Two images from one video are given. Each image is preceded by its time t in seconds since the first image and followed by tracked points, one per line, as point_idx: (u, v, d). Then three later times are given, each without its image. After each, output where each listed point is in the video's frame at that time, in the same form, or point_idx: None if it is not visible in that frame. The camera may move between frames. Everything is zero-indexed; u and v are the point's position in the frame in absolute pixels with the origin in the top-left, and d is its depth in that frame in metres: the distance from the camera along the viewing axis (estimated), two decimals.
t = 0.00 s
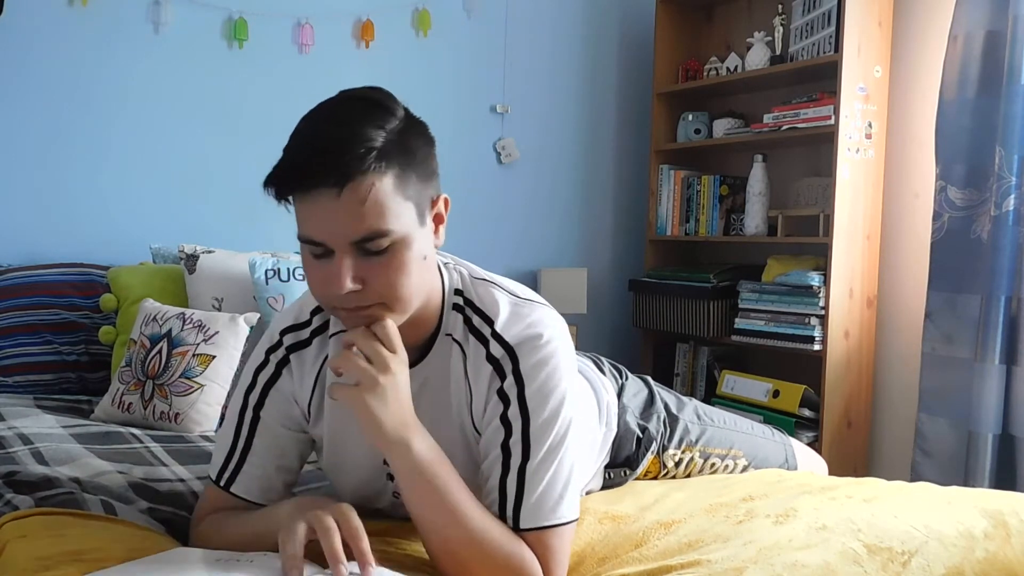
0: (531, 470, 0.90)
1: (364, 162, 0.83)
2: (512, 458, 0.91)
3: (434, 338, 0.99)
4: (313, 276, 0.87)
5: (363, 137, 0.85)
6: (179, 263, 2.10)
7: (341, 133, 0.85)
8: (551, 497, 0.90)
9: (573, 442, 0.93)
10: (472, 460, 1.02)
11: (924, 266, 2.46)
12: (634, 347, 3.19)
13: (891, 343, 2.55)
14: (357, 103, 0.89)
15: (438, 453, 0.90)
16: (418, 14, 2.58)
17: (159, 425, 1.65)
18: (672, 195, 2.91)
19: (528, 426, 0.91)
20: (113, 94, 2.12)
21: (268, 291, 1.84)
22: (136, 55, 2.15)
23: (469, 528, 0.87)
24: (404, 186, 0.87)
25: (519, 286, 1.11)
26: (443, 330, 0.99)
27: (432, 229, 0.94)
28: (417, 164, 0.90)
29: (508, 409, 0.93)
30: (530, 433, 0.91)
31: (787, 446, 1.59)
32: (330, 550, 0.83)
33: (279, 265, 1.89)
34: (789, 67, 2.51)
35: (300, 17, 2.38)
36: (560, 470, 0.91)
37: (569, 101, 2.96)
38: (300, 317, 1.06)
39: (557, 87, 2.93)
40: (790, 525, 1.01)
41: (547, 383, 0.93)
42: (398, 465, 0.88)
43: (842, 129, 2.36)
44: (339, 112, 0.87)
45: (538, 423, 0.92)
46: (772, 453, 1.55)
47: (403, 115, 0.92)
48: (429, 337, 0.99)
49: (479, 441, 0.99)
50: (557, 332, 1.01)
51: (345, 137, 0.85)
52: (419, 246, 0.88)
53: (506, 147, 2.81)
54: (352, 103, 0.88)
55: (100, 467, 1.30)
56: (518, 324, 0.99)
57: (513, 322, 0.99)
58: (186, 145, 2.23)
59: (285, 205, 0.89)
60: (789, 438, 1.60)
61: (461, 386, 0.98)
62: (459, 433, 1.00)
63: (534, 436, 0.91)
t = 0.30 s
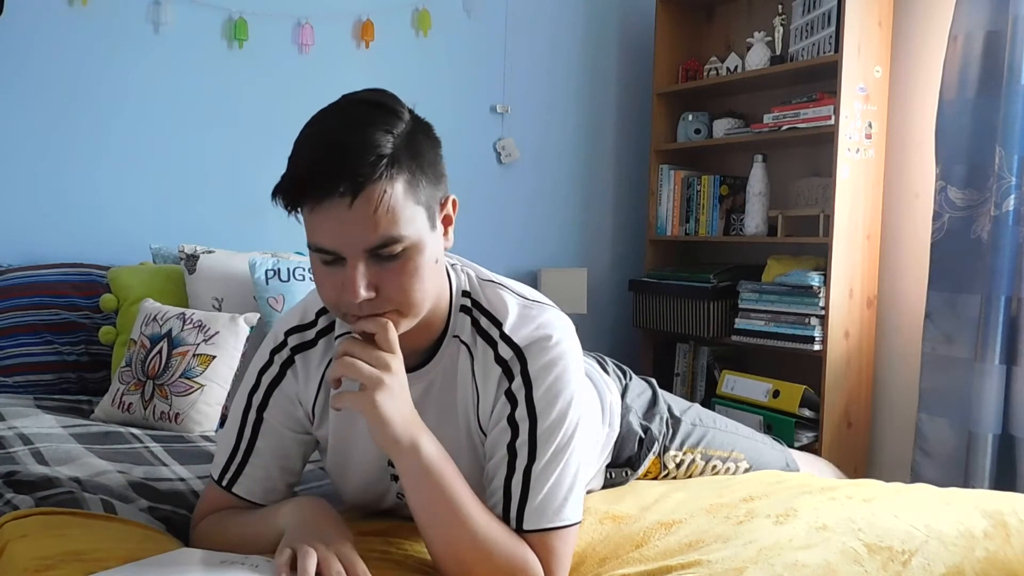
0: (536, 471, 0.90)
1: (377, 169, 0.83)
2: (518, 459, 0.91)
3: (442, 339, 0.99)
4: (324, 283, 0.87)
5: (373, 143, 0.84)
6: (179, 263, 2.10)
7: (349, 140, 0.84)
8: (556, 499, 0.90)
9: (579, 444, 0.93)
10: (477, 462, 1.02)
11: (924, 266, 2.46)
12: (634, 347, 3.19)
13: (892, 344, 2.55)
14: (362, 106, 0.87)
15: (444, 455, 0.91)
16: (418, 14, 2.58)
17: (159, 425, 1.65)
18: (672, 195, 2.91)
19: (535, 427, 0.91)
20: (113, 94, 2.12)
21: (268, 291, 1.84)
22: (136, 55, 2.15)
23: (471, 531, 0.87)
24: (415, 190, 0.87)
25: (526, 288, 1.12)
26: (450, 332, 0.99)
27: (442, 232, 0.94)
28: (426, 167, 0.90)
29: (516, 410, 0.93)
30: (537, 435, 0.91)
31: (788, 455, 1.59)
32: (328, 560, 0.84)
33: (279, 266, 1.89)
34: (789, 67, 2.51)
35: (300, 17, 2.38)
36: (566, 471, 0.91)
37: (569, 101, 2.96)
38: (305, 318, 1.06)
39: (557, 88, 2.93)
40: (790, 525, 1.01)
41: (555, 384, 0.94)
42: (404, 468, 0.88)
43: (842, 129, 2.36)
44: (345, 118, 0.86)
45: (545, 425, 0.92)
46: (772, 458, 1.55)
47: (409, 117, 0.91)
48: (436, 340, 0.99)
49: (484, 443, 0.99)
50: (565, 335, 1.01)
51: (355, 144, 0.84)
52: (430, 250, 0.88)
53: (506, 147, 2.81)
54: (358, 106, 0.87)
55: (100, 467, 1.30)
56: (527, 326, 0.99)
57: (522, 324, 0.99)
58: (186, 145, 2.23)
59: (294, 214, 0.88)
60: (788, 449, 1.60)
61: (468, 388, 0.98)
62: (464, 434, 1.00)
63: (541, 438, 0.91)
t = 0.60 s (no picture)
0: (534, 473, 0.90)
1: (376, 180, 0.82)
2: (516, 461, 0.91)
3: (440, 342, 0.98)
4: (323, 292, 0.87)
5: (372, 154, 0.83)
6: (179, 263, 2.10)
7: (347, 151, 0.83)
8: (554, 500, 0.90)
9: (577, 445, 0.93)
10: (475, 464, 1.01)
11: (924, 266, 2.46)
12: (634, 347, 3.19)
13: (892, 344, 2.55)
14: (359, 116, 0.86)
15: (439, 458, 0.91)
16: (418, 14, 2.58)
17: (159, 425, 1.65)
18: (672, 195, 2.91)
19: (533, 429, 0.91)
20: (113, 94, 2.12)
21: (269, 291, 1.84)
22: (136, 55, 2.15)
23: (469, 534, 0.87)
24: (413, 199, 0.86)
25: (526, 290, 1.12)
26: (448, 335, 0.99)
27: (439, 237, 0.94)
28: (424, 176, 0.89)
29: (513, 413, 0.93)
30: (535, 437, 0.91)
31: (791, 458, 1.58)
32: (328, 558, 0.84)
33: (279, 265, 1.89)
34: (789, 66, 2.51)
35: (300, 17, 2.38)
36: (564, 472, 0.91)
37: (569, 101, 2.96)
38: (303, 319, 1.06)
39: (556, 88, 2.93)
40: (790, 526, 1.01)
41: (553, 386, 0.94)
42: (400, 471, 0.88)
43: (842, 129, 2.36)
44: (343, 128, 0.85)
45: (542, 427, 0.92)
46: (773, 458, 1.54)
47: (406, 125, 0.90)
48: (434, 343, 0.98)
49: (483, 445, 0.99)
50: (564, 337, 1.01)
51: (353, 156, 0.83)
52: (429, 257, 0.88)
53: (506, 147, 2.81)
54: (355, 116, 0.86)
55: (100, 467, 1.30)
56: (525, 328, 0.99)
57: (520, 326, 0.99)
58: (186, 145, 2.23)
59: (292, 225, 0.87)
60: (792, 451, 1.59)
61: (466, 390, 0.98)
62: (463, 437, 1.00)
63: (539, 439, 0.91)
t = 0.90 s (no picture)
0: (532, 472, 0.90)
1: (360, 186, 0.81)
2: (513, 461, 0.91)
3: (436, 343, 0.98)
4: (315, 297, 0.87)
5: (356, 158, 0.83)
6: (179, 263, 2.10)
7: (331, 156, 0.82)
8: (552, 499, 0.90)
9: (574, 444, 0.93)
10: (472, 464, 1.01)
11: (924, 265, 2.46)
12: (634, 347, 3.19)
13: (891, 344, 2.55)
14: (345, 119, 0.85)
15: (435, 458, 0.91)
16: (418, 14, 2.58)
17: (159, 425, 1.65)
18: (672, 195, 2.91)
19: (529, 429, 0.91)
20: (113, 94, 2.12)
21: (268, 291, 1.84)
22: (135, 54, 2.14)
23: (466, 533, 0.87)
24: (402, 203, 0.85)
25: (523, 289, 1.12)
26: (445, 335, 0.98)
27: (432, 238, 0.94)
28: (413, 179, 0.89)
29: (510, 412, 0.93)
30: (532, 436, 0.91)
31: (785, 450, 1.59)
32: (327, 557, 0.84)
33: (279, 265, 1.89)
34: (789, 67, 2.51)
35: (300, 17, 2.38)
36: (562, 471, 0.91)
37: (569, 101, 2.96)
38: (301, 320, 1.06)
39: (556, 88, 2.93)
40: (790, 526, 1.01)
41: (550, 385, 0.94)
42: (395, 472, 0.89)
43: (842, 129, 2.36)
44: (328, 132, 0.84)
45: (539, 426, 0.92)
46: (767, 450, 1.55)
47: (395, 128, 0.89)
48: (430, 343, 0.98)
49: (480, 445, 0.99)
50: (561, 336, 1.01)
51: (337, 161, 0.82)
52: (421, 261, 0.88)
53: (506, 147, 2.81)
54: (341, 119, 0.85)
55: (100, 467, 1.30)
56: (522, 327, 0.99)
57: (516, 325, 0.99)
58: (186, 145, 2.23)
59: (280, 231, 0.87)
60: (786, 441, 1.60)
61: (462, 391, 0.98)
62: (461, 437, 1.00)
63: (536, 438, 0.91)
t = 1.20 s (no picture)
0: (531, 473, 0.90)
1: (363, 187, 0.81)
2: (512, 462, 0.91)
3: (436, 344, 0.98)
4: (315, 299, 0.87)
5: (358, 159, 0.83)
6: (179, 263, 2.10)
7: (333, 158, 0.82)
8: (552, 501, 0.90)
9: (573, 445, 0.93)
10: (472, 465, 1.02)
11: (924, 266, 2.46)
12: (634, 347, 3.19)
13: (892, 344, 2.55)
14: (347, 120, 0.85)
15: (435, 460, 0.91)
16: (418, 14, 2.58)
17: (159, 425, 1.65)
18: (672, 195, 2.91)
19: (528, 430, 0.91)
20: (113, 93, 2.12)
21: (269, 291, 1.84)
22: (135, 54, 2.15)
23: (466, 534, 0.87)
24: (404, 204, 0.86)
25: (522, 289, 1.11)
26: (444, 336, 0.98)
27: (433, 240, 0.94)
28: (414, 181, 0.89)
29: (509, 413, 0.93)
30: (531, 438, 0.91)
31: (790, 456, 1.58)
32: (328, 556, 0.84)
33: (279, 265, 1.89)
34: (789, 67, 2.51)
35: (301, 17, 2.38)
36: (561, 472, 0.91)
37: (569, 100, 2.96)
38: (301, 320, 1.06)
39: (556, 88, 2.93)
40: (790, 526, 1.01)
41: (548, 387, 0.93)
42: (394, 473, 0.89)
43: (842, 129, 2.36)
44: (329, 133, 0.84)
45: (538, 427, 0.92)
46: (771, 456, 1.54)
47: (396, 129, 0.90)
48: (430, 344, 0.98)
49: (480, 445, 0.99)
50: (560, 337, 1.00)
51: (339, 162, 0.82)
52: (422, 262, 0.88)
53: (506, 147, 2.81)
54: (342, 121, 0.85)
55: (100, 467, 1.30)
56: (521, 327, 0.98)
57: (515, 325, 0.98)
58: (186, 146, 2.23)
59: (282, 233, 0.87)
60: (791, 448, 1.59)
61: (462, 392, 0.98)
62: (460, 437, 1.00)
63: (535, 440, 0.91)
